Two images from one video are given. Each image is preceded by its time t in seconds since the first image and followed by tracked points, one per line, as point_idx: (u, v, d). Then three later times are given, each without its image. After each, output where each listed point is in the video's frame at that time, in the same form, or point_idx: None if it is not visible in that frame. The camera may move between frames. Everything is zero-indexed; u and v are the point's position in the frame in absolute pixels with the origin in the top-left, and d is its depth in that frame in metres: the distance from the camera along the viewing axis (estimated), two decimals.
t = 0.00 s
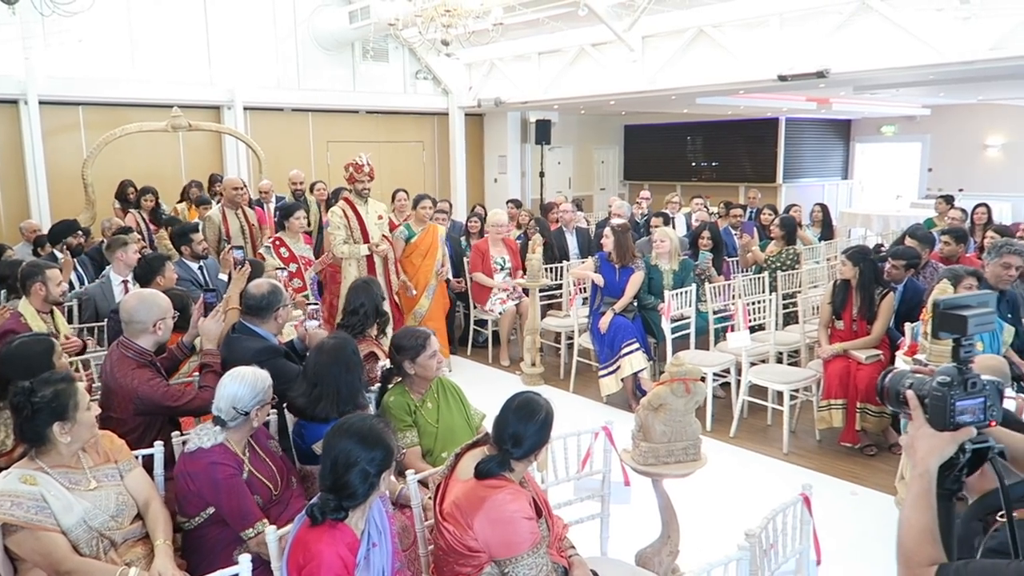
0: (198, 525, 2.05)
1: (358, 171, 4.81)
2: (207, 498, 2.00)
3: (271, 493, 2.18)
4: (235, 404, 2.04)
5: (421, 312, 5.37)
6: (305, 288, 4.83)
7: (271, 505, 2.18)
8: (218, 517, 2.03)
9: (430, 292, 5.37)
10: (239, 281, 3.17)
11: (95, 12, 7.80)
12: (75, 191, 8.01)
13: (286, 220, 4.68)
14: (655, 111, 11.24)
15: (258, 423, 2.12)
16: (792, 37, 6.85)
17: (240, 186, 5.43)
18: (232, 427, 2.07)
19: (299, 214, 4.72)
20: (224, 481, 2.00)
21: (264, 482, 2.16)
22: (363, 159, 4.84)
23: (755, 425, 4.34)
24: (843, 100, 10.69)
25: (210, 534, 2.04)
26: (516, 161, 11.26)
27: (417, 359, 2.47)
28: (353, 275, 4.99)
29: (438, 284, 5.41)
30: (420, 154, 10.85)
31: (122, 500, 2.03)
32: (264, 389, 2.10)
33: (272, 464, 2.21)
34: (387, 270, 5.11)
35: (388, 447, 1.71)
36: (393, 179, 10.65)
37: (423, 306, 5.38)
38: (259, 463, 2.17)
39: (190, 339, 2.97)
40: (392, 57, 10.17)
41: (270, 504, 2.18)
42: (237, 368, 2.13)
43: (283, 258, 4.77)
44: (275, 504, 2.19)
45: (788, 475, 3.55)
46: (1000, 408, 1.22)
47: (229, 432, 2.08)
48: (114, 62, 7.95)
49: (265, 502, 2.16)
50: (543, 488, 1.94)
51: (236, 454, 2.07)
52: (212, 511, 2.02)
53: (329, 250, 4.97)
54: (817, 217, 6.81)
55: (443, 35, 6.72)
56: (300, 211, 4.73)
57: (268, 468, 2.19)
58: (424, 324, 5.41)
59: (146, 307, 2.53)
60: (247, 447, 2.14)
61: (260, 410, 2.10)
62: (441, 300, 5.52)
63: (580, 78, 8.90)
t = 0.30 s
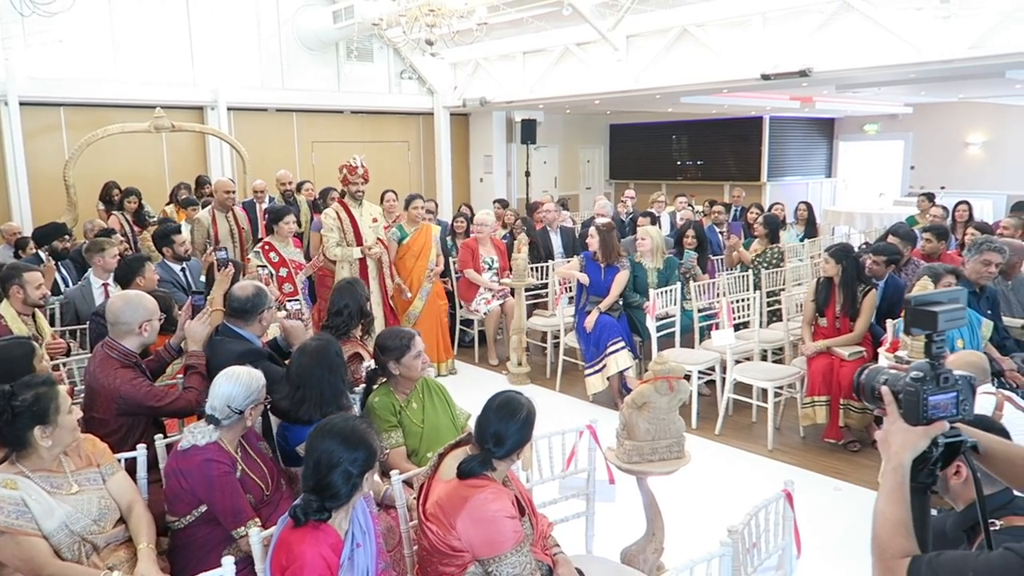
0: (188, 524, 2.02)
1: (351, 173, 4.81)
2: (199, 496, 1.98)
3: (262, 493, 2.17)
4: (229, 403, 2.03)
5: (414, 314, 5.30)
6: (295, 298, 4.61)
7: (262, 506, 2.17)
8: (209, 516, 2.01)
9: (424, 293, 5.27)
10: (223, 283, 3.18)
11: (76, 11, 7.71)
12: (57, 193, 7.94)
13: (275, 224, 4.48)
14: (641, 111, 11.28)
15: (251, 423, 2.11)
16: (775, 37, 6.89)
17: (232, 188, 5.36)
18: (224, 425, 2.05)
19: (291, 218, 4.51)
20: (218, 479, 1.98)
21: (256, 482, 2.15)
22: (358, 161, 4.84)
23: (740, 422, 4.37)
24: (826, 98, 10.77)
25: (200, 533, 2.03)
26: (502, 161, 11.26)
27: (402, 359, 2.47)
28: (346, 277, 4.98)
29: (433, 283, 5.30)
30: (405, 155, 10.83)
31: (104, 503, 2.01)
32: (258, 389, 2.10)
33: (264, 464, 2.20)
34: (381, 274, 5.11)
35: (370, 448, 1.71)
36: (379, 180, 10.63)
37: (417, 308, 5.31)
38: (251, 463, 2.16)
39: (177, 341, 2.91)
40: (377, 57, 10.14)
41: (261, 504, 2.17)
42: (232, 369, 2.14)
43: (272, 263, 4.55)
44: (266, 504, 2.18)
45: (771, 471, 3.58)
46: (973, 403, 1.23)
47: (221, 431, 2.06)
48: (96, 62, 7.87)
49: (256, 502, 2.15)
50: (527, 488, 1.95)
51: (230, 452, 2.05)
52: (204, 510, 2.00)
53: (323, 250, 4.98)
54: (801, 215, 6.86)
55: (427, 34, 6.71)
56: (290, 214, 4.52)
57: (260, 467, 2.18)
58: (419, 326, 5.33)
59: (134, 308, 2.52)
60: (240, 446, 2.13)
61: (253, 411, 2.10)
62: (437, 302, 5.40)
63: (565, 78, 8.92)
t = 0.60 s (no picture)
0: (171, 524, 2.01)
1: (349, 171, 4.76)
2: (182, 495, 1.97)
3: (245, 492, 2.15)
4: (213, 402, 2.01)
5: (409, 316, 5.19)
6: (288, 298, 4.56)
7: (245, 506, 2.16)
8: (192, 515, 2.00)
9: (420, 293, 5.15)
10: (205, 284, 3.16)
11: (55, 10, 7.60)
12: (37, 195, 7.85)
13: (268, 224, 4.45)
14: (625, 109, 11.31)
15: (235, 423, 2.10)
16: (757, 36, 6.93)
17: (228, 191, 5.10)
18: (208, 424, 2.04)
19: (285, 217, 4.49)
20: (201, 477, 1.97)
21: (240, 481, 2.14)
22: (355, 159, 4.78)
23: (723, 419, 4.40)
24: (808, 97, 10.85)
25: (183, 533, 2.01)
26: (487, 160, 11.26)
27: (385, 359, 2.47)
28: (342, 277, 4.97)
29: (432, 282, 5.19)
30: (390, 154, 10.80)
31: (85, 506, 2.00)
32: (242, 389, 2.08)
33: (247, 464, 2.19)
34: (378, 274, 5.08)
35: (351, 448, 1.70)
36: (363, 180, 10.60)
37: (413, 310, 5.19)
38: (234, 463, 2.15)
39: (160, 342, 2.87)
40: (360, 56, 10.10)
41: (245, 505, 2.16)
42: (216, 368, 2.11)
43: (266, 262, 4.48)
44: (249, 505, 2.17)
45: (755, 467, 3.61)
46: (945, 397, 1.25)
47: (204, 431, 2.05)
48: (75, 62, 7.77)
49: (239, 502, 2.14)
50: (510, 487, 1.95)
51: (214, 452, 2.04)
52: (186, 510, 1.99)
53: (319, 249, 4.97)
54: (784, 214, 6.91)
55: (411, 34, 6.70)
56: (284, 214, 4.48)
57: (243, 468, 2.17)
58: (412, 328, 5.22)
59: (117, 310, 2.50)
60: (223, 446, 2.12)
61: (237, 411, 2.08)
62: (434, 305, 5.24)
63: (548, 77, 8.94)
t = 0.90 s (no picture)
0: (144, 526, 2.00)
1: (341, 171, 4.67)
2: (153, 497, 1.96)
3: (219, 493, 2.14)
4: (185, 401, 2.00)
5: (404, 316, 5.19)
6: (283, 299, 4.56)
7: (220, 507, 2.15)
8: (165, 517, 1.99)
9: (416, 295, 5.16)
10: (185, 284, 3.13)
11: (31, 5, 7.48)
12: (12, 193, 7.74)
13: (259, 224, 4.40)
14: (608, 109, 11.34)
15: (208, 422, 2.08)
16: (738, 36, 6.98)
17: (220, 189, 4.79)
18: (180, 426, 2.03)
19: (275, 217, 4.43)
20: (171, 479, 1.96)
21: (214, 482, 2.12)
22: (346, 161, 4.72)
23: (704, 417, 4.43)
24: (789, 97, 10.94)
25: (155, 535, 2.00)
26: (469, 159, 11.27)
27: (365, 359, 2.46)
28: (333, 278, 4.92)
29: (427, 281, 5.16)
30: (372, 153, 10.77)
31: (60, 508, 1.98)
32: (215, 388, 2.07)
33: (221, 464, 2.18)
34: (368, 272, 5.04)
35: (330, 449, 1.70)
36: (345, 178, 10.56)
37: (408, 310, 5.18)
38: (207, 463, 2.13)
39: (139, 341, 2.84)
40: (342, 54, 10.05)
41: (219, 505, 2.15)
42: (188, 367, 2.09)
43: (255, 262, 4.45)
44: (224, 505, 2.16)
45: (734, 464, 3.65)
46: (915, 394, 1.28)
47: (178, 432, 2.04)
48: (52, 59, 7.66)
49: (213, 503, 2.13)
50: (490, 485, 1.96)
51: (185, 453, 2.03)
52: (158, 511, 1.98)
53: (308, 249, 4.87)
54: (765, 213, 6.98)
55: (392, 32, 6.68)
56: (274, 214, 4.43)
57: (217, 468, 2.16)
58: (406, 329, 5.21)
59: (97, 310, 2.48)
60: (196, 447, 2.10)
61: (210, 411, 2.06)
62: (429, 305, 5.24)
63: (530, 76, 8.96)
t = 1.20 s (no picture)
0: (117, 533, 1.99)
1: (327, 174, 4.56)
2: (124, 502, 1.95)
3: (194, 498, 2.12)
4: (157, 405, 1.99)
5: (394, 321, 5.16)
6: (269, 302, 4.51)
7: (194, 512, 2.13)
8: (137, 523, 1.98)
9: (405, 300, 5.14)
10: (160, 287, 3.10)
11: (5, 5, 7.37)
12: None
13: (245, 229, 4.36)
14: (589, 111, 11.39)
15: (183, 426, 2.06)
16: (716, 40, 7.05)
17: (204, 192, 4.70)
18: (154, 431, 2.02)
19: (261, 222, 4.40)
20: (141, 484, 1.95)
21: (188, 487, 2.11)
22: (332, 163, 4.60)
23: (684, 418, 4.46)
24: (768, 100, 11.04)
25: (127, 541, 1.99)
26: (450, 161, 11.26)
27: (343, 363, 2.46)
28: (319, 285, 4.82)
29: (415, 289, 5.16)
30: (353, 155, 10.73)
31: (33, 515, 1.96)
32: (189, 392, 2.05)
33: (196, 469, 2.16)
34: (358, 278, 4.96)
35: (308, 453, 1.70)
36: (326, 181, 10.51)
37: (397, 315, 5.15)
38: (182, 468, 2.12)
39: (116, 345, 2.81)
40: (322, 57, 10.00)
41: (193, 511, 2.13)
42: (162, 371, 2.08)
43: (241, 269, 4.40)
44: (198, 510, 2.14)
45: (713, 464, 3.68)
46: (889, 394, 1.30)
47: (153, 437, 2.03)
48: (26, 60, 7.55)
49: (187, 509, 2.11)
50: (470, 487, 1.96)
51: (158, 458, 2.02)
52: (130, 517, 1.97)
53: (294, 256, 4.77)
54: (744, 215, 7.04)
55: (373, 34, 6.66)
56: (261, 219, 4.40)
57: (193, 473, 2.14)
58: (397, 336, 5.20)
59: (74, 315, 2.45)
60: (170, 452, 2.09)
61: (184, 415, 2.05)
62: (417, 308, 5.24)
63: (511, 79, 8.98)
